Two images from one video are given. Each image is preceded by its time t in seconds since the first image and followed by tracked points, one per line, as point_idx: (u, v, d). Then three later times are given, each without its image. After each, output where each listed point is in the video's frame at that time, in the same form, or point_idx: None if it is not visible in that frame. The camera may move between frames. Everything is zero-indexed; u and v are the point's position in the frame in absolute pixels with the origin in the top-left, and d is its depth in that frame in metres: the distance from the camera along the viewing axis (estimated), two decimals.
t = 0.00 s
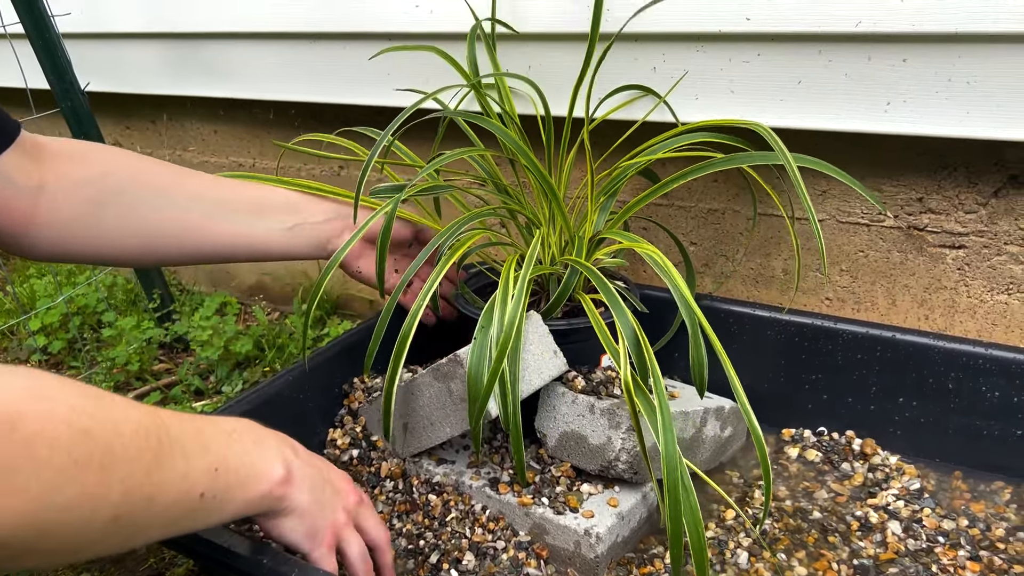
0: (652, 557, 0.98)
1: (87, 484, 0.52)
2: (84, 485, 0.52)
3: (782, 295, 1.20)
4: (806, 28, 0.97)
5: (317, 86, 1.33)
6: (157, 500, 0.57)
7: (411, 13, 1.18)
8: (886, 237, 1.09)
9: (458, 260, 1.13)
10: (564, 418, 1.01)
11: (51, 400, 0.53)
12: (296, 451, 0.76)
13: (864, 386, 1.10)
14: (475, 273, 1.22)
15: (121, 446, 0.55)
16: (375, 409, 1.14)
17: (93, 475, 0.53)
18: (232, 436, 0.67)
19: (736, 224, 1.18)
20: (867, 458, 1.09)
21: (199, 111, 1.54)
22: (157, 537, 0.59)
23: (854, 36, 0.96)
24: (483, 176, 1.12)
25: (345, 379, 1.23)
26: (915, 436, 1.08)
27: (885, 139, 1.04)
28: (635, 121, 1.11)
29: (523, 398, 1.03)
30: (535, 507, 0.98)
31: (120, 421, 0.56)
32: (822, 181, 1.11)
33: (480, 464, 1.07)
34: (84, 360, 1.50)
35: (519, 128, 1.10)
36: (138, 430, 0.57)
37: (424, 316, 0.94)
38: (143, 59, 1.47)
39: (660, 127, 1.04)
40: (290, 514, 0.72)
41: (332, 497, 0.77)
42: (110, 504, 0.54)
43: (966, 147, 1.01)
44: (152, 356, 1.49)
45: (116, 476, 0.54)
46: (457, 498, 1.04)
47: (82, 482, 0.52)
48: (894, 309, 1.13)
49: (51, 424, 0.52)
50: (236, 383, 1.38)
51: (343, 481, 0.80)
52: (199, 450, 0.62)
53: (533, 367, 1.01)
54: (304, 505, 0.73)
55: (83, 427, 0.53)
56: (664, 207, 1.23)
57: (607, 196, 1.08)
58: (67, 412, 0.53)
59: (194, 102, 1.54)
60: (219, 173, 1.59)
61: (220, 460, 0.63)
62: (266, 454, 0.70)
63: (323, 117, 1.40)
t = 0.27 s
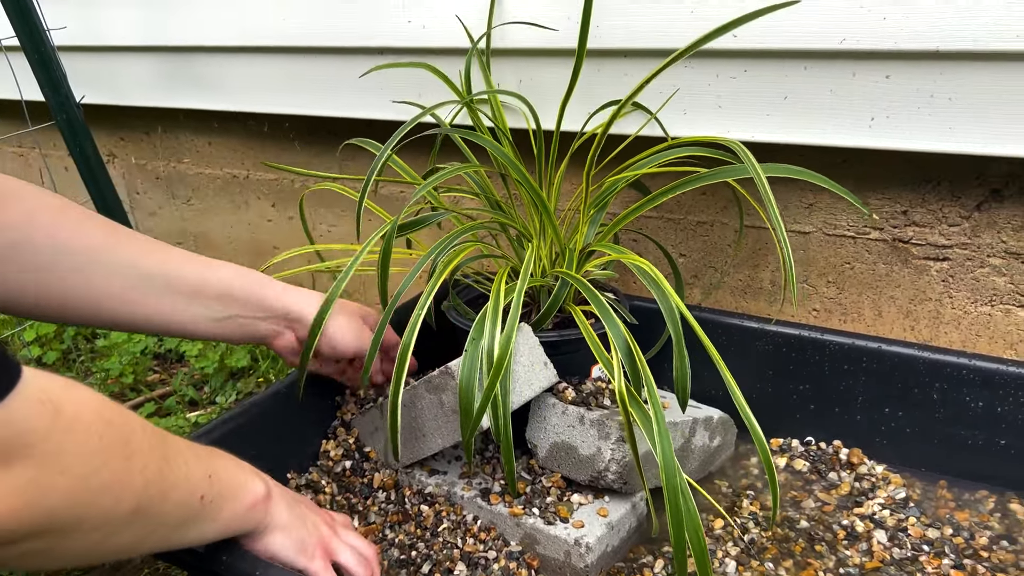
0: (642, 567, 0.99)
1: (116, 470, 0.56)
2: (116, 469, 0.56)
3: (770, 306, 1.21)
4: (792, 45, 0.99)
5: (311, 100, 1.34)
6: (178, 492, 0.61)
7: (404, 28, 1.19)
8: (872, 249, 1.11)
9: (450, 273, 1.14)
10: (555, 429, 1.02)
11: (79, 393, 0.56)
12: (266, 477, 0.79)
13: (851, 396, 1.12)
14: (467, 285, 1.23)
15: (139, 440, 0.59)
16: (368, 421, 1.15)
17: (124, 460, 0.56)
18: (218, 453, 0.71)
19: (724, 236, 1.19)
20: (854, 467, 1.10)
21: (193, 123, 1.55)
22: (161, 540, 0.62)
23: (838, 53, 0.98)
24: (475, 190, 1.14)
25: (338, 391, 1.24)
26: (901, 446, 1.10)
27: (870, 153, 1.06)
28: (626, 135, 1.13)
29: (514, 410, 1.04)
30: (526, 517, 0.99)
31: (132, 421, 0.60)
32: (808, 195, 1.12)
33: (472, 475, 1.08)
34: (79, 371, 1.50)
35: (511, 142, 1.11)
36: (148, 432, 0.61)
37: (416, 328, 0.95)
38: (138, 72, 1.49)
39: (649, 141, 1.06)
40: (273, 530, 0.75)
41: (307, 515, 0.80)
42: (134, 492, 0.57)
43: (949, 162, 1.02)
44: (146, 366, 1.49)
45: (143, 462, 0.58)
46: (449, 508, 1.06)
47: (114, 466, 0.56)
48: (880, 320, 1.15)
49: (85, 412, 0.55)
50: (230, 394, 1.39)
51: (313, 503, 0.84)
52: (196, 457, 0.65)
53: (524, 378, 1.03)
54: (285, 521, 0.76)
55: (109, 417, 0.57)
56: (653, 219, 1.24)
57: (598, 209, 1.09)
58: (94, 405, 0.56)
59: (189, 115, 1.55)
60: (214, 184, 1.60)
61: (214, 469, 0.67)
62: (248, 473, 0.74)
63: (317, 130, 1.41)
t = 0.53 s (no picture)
0: None
1: (113, 496, 0.56)
2: (115, 495, 0.57)
3: (752, 325, 1.22)
4: (771, 70, 1.00)
5: (297, 118, 1.34)
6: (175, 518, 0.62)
7: (388, 49, 1.20)
8: (852, 271, 1.12)
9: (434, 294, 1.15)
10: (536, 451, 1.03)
11: (75, 421, 0.57)
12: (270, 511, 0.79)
13: (831, 416, 1.13)
14: (450, 305, 1.24)
15: (136, 469, 0.59)
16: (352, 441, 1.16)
17: (121, 487, 0.57)
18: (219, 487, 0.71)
19: (706, 256, 1.20)
20: (834, 487, 1.11)
21: (181, 139, 1.56)
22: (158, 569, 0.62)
23: (817, 79, 0.99)
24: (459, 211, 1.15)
25: (322, 411, 1.25)
26: (880, 466, 1.11)
27: (849, 176, 1.07)
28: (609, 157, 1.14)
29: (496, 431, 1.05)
30: (507, 540, 1.00)
31: (128, 451, 0.60)
32: (789, 216, 1.13)
33: (455, 496, 1.09)
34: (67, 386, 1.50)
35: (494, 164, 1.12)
36: (144, 461, 0.61)
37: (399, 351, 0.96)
38: (125, 88, 1.49)
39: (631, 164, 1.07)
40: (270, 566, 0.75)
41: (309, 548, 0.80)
42: (128, 520, 0.58)
43: (927, 185, 1.03)
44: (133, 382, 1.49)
45: (139, 491, 0.59)
46: (432, 530, 1.06)
47: (111, 494, 0.56)
48: (860, 340, 1.16)
49: (79, 440, 0.55)
50: (217, 411, 1.39)
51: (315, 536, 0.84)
52: (194, 489, 0.66)
53: (505, 400, 1.03)
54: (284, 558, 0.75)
55: (105, 443, 0.58)
56: (636, 239, 1.25)
57: (580, 230, 1.10)
58: (89, 434, 0.57)
59: (177, 131, 1.55)
60: (202, 199, 1.61)
61: (213, 502, 0.67)
62: (248, 506, 0.74)
63: (304, 147, 1.42)
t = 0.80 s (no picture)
0: None
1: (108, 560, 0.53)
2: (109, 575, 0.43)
3: (746, 335, 1.22)
4: (765, 82, 1.00)
5: (291, 126, 1.34)
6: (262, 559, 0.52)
7: (382, 58, 1.20)
8: (845, 282, 1.12)
9: (428, 303, 1.14)
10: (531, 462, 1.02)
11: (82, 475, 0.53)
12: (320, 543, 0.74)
13: (825, 427, 1.13)
14: (444, 314, 1.24)
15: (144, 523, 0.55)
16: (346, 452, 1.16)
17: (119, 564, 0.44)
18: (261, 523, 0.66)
19: (701, 266, 1.20)
20: (827, 498, 1.11)
21: (174, 145, 1.55)
22: None
23: (811, 91, 0.99)
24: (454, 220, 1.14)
25: (315, 420, 1.24)
26: (873, 476, 1.11)
27: (843, 188, 1.07)
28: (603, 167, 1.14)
29: (491, 442, 1.05)
30: (501, 552, 1.00)
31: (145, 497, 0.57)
32: (783, 227, 1.14)
33: (448, 507, 1.08)
34: (59, 393, 1.49)
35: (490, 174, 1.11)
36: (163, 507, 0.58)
37: (394, 364, 0.95)
38: (118, 94, 1.48)
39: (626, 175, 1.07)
40: None
41: None
42: None
43: (921, 197, 1.04)
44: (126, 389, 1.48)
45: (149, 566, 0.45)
46: (425, 542, 1.06)
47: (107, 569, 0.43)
48: (853, 350, 1.16)
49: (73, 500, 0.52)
50: (210, 419, 1.38)
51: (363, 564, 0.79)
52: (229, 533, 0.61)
53: (500, 412, 1.03)
54: None
55: (128, 482, 0.47)
56: (631, 248, 1.25)
57: (575, 241, 1.10)
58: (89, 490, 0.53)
59: (170, 137, 1.55)
60: (195, 206, 1.60)
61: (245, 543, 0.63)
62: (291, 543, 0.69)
63: (299, 154, 1.41)
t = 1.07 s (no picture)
0: (619, 572, 1.00)
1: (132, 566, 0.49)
2: (116, 570, 0.44)
3: (747, 314, 1.23)
4: (771, 57, 1.00)
5: (294, 104, 1.34)
6: (278, 563, 0.51)
7: (387, 34, 1.20)
8: (848, 259, 1.13)
9: (432, 279, 1.14)
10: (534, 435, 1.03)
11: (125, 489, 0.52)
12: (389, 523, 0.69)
13: (827, 404, 1.13)
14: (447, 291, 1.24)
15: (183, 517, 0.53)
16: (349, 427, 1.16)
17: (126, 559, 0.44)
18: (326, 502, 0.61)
19: (703, 244, 1.20)
20: (829, 473, 1.12)
21: (175, 125, 1.55)
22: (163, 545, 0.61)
23: (816, 66, 1.00)
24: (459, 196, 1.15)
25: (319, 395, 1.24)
26: (874, 452, 1.12)
27: (846, 164, 1.07)
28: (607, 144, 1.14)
29: (494, 416, 1.05)
30: (504, 523, 1.00)
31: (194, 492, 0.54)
32: (786, 205, 1.14)
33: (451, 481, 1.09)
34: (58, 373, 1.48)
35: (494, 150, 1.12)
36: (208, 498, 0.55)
37: (398, 335, 0.96)
38: (119, 73, 1.48)
39: (630, 151, 1.07)
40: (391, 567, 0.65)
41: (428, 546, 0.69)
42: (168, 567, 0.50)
43: (924, 173, 1.04)
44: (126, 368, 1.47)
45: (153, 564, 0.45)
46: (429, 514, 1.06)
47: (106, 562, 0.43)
48: (855, 328, 1.16)
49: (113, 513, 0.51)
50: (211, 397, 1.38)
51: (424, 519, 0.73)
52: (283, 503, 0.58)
53: (504, 385, 1.03)
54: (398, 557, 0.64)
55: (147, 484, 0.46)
56: (633, 227, 1.25)
57: (579, 216, 1.10)
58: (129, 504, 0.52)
59: (170, 116, 1.54)
60: (196, 186, 1.60)
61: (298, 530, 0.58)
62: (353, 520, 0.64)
63: (301, 133, 1.41)
